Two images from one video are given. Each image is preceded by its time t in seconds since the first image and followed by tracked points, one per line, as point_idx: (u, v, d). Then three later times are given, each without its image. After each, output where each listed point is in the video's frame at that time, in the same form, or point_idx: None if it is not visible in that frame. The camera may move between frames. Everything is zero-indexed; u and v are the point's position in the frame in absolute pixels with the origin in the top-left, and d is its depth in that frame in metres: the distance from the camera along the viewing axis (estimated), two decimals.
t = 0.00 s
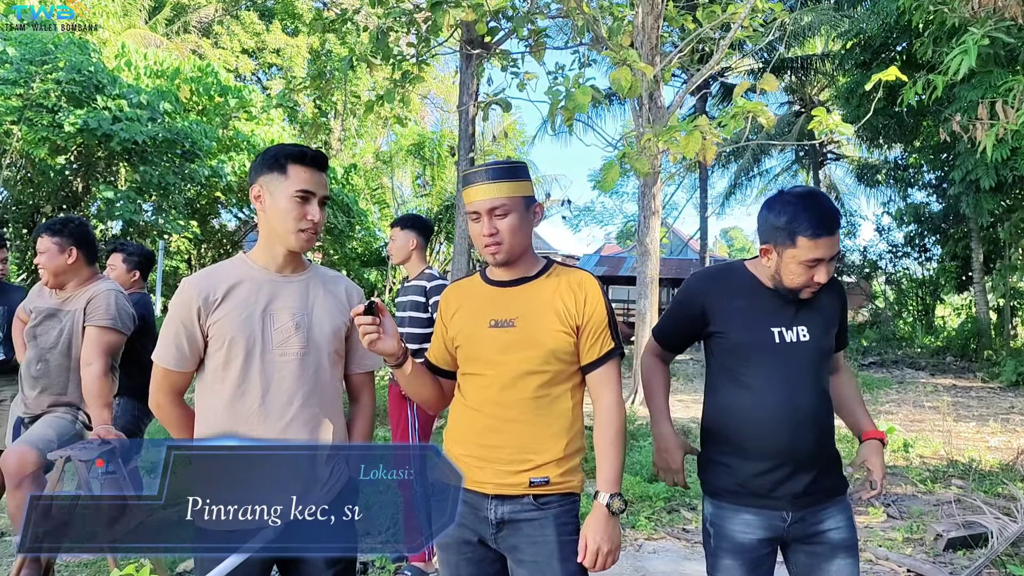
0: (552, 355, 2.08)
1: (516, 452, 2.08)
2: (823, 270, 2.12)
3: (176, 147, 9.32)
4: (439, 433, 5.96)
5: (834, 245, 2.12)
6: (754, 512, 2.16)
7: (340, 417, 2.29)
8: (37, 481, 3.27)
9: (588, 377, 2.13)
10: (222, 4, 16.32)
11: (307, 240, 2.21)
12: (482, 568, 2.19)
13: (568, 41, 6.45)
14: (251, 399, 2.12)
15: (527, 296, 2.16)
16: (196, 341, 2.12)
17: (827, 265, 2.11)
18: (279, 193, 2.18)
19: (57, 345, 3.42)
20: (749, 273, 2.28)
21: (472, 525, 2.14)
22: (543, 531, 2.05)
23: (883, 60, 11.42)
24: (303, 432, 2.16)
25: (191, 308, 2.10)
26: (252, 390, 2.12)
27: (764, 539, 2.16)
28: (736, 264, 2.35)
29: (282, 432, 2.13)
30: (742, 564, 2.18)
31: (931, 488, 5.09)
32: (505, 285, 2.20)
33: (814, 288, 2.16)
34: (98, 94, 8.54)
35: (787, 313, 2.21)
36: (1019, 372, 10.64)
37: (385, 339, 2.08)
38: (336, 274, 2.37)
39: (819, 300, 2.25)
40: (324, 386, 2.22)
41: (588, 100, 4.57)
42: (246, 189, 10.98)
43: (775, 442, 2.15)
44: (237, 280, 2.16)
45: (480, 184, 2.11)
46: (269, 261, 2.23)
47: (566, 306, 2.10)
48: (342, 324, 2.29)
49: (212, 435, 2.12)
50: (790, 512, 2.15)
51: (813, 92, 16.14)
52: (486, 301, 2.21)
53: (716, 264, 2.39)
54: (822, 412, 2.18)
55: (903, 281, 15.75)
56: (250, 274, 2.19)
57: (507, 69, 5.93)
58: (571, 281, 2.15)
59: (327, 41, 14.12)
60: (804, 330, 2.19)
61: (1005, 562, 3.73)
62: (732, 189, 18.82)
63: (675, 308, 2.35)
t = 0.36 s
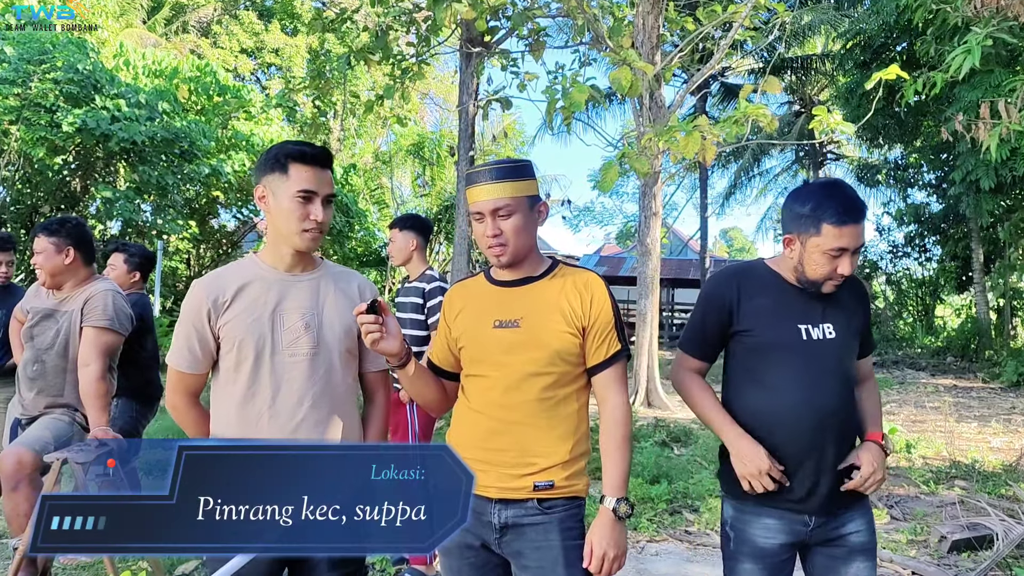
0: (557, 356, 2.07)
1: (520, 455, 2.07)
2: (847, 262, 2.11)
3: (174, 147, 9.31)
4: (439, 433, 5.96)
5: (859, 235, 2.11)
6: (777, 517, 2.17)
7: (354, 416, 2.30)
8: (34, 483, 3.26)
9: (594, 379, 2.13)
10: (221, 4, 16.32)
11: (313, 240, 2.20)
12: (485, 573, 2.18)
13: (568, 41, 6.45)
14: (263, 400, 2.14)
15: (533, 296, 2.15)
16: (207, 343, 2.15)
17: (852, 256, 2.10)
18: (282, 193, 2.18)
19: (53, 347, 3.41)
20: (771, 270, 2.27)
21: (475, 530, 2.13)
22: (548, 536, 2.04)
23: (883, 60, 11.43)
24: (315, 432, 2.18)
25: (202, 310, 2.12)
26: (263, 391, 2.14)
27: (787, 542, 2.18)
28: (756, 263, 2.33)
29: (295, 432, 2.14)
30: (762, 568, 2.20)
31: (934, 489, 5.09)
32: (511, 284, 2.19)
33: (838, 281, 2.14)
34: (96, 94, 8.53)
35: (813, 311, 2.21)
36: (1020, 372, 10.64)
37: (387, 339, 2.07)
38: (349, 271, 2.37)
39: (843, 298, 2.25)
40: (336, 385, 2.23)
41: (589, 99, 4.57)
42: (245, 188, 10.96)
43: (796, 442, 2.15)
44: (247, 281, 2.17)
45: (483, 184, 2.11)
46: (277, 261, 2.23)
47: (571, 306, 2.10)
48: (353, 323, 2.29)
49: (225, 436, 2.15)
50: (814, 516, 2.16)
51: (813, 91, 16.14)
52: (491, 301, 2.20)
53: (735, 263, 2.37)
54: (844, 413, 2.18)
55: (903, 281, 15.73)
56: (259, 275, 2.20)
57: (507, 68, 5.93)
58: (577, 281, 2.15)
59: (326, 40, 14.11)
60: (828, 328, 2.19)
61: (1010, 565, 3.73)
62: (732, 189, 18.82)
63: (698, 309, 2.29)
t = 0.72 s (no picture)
0: (561, 356, 2.07)
1: (524, 456, 2.07)
2: (858, 260, 2.10)
3: (173, 146, 9.31)
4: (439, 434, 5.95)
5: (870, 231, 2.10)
6: (785, 518, 2.17)
7: (363, 415, 2.30)
8: (33, 485, 3.25)
9: (598, 379, 2.13)
10: (221, 5, 16.31)
11: (319, 241, 2.20)
12: None
13: (568, 41, 6.45)
14: (273, 400, 2.14)
15: (537, 297, 2.14)
16: (215, 346, 2.15)
17: (862, 254, 2.10)
18: (289, 195, 2.18)
19: (52, 347, 3.41)
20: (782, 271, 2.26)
21: (478, 531, 2.13)
22: (552, 537, 2.04)
23: (883, 60, 11.43)
24: (324, 432, 2.17)
25: (209, 313, 2.12)
26: (271, 392, 2.14)
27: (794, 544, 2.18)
28: (767, 263, 2.32)
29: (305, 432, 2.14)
30: (770, 570, 2.19)
31: (936, 490, 5.09)
32: (515, 285, 2.19)
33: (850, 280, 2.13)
34: (95, 93, 8.52)
35: (825, 312, 2.20)
36: (1021, 372, 10.63)
37: (388, 340, 2.07)
38: (355, 270, 2.36)
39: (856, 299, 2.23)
40: (345, 385, 2.23)
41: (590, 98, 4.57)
42: (245, 188, 10.95)
43: (805, 443, 2.15)
44: (253, 282, 2.17)
45: (483, 186, 2.10)
46: (283, 261, 2.23)
47: (576, 307, 2.10)
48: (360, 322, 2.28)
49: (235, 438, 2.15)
50: (820, 518, 2.16)
51: (813, 91, 16.15)
52: (495, 302, 2.19)
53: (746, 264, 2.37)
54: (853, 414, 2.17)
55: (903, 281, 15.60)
56: (265, 276, 2.20)
57: (507, 68, 5.92)
58: (580, 281, 2.15)
59: (325, 40, 14.11)
60: (840, 330, 2.18)
61: (1014, 565, 3.73)
62: (732, 189, 18.82)
63: (708, 310, 2.28)
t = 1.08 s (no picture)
0: (561, 356, 2.07)
1: (525, 457, 2.07)
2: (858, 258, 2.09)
3: (172, 145, 9.29)
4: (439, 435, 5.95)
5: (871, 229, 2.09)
6: (783, 508, 2.18)
7: (348, 415, 2.31)
8: (30, 485, 3.26)
9: (598, 379, 2.13)
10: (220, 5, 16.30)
11: (314, 238, 2.20)
12: None
13: (567, 41, 6.45)
14: (257, 398, 2.14)
15: (537, 296, 2.14)
16: (201, 342, 2.15)
17: (863, 251, 2.09)
18: (285, 191, 2.18)
19: (49, 347, 3.40)
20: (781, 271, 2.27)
21: (478, 532, 2.13)
22: (552, 538, 2.04)
23: (883, 60, 11.41)
24: (309, 433, 2.18)
25: (195, 308, 2.12)
26: (257, 391, 2.14)
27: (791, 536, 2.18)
28: (765, 263, 2.32)
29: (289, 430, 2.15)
30: (768, 563, 2.19)
31: (936, 490, 5.09)
32: (515, 284, 2.19)
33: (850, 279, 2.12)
34: (93, 93, 8.50)
35: (823, 314, 2.20)
36: (1021, 372, 10.63)
37: (388, 339, 2.06)
38: (343, 270, 2.38)
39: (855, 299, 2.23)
40: (331, 385, 2.24)
41: (589, 98, 4.58)
42: (245, 188, 10.93)
43: (801, 443, 2.15)
44: (241, 279, 2.17)
45: (482, 186, 2.10)
46: (274, 259, 2.23)
47: (576, 306, 2.10)
48: (348, 322, 2.29)
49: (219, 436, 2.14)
50: (815, 505, 2.18)
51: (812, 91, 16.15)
52: (495, 302, 2.19)
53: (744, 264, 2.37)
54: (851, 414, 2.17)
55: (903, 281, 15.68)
56: (254, 273, 2.20)
57: (506, 68, 5.93)
58: (581, 280, 2.15)
59: (324, 40, 14.11)
60: (838, 332, 2.18)
61: (1014, 566, 3.73)
62: (732, 188, 18.83)
63: (705, 311, 2.29)
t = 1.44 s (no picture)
0: (562, 355, 2.07)
1: (526, 456, 2.07)
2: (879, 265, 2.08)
3: (172, 145, 9.25)
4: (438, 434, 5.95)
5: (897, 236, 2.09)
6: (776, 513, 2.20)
7: (336, 415, 2.32)
8: (30, 486, 3.26)
9: (599, 378, 2.13)
10: (220, 5, 16.32)
11: (307, 237, 2.21)
12: None
13: (567, 41, 6.46)
14: (246, 399, 2.14)
15: (538, 295, 2.14)
16: (189, 342, 2.14)
17: (888, 259, 2.09)
18: (279, 188, 2.18)
19: (48, 346, 3.40)
20: (797, 273, 2.25)
21: (479, 532, 2.13)
22: (553, 538, 2.04)
23: (883, 59, 11.41)
24: (302, 434, 2.18)
25: (185, 308, 2.11)
26: (248, 392, 2.13)
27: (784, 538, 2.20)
28: (777, 264, 2.31)
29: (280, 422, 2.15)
30: (763, 563, 2.21)
31: (936, 490, 5.09)
32: (517, 283, 2.19)
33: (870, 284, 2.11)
34: (93, 92, 8.50)
35: (833, 322, 2.19)
36: (1021, 372, 10.63)
37: (389, 338, 2.06)
38: (332, 272, 2.40)
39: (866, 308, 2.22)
40: (322, 386, 2.25)
41: (589, 96, 4.59)
42: (244, 188, 10.93)
43: (800, 450, 2.16)
44: (232, 279, 2.17)
45: (485, 183, 2.10)
46: (264, 259, 2.24)
47: (578, 306, 2.10)
48: (338, 322, 2.31)
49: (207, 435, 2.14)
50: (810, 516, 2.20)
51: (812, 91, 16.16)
52: (496, 300, 2.19)
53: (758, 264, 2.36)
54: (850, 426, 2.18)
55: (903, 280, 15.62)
56: (244, 273, 2.20)
57: (506, 68, 5.93)
58: (582, 280, 2.15)
59: (324, 40, 14.11)
60: (846, 341, 2.17)
61: (1015, 566, 3.73)
62: (731, 188, 18.83)
63: (717, 310, 2.27)
